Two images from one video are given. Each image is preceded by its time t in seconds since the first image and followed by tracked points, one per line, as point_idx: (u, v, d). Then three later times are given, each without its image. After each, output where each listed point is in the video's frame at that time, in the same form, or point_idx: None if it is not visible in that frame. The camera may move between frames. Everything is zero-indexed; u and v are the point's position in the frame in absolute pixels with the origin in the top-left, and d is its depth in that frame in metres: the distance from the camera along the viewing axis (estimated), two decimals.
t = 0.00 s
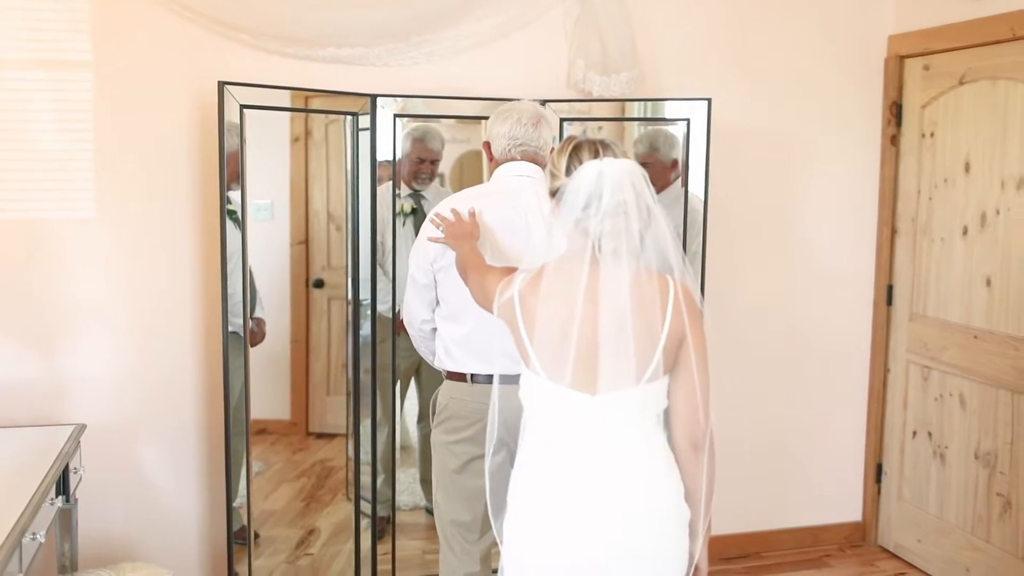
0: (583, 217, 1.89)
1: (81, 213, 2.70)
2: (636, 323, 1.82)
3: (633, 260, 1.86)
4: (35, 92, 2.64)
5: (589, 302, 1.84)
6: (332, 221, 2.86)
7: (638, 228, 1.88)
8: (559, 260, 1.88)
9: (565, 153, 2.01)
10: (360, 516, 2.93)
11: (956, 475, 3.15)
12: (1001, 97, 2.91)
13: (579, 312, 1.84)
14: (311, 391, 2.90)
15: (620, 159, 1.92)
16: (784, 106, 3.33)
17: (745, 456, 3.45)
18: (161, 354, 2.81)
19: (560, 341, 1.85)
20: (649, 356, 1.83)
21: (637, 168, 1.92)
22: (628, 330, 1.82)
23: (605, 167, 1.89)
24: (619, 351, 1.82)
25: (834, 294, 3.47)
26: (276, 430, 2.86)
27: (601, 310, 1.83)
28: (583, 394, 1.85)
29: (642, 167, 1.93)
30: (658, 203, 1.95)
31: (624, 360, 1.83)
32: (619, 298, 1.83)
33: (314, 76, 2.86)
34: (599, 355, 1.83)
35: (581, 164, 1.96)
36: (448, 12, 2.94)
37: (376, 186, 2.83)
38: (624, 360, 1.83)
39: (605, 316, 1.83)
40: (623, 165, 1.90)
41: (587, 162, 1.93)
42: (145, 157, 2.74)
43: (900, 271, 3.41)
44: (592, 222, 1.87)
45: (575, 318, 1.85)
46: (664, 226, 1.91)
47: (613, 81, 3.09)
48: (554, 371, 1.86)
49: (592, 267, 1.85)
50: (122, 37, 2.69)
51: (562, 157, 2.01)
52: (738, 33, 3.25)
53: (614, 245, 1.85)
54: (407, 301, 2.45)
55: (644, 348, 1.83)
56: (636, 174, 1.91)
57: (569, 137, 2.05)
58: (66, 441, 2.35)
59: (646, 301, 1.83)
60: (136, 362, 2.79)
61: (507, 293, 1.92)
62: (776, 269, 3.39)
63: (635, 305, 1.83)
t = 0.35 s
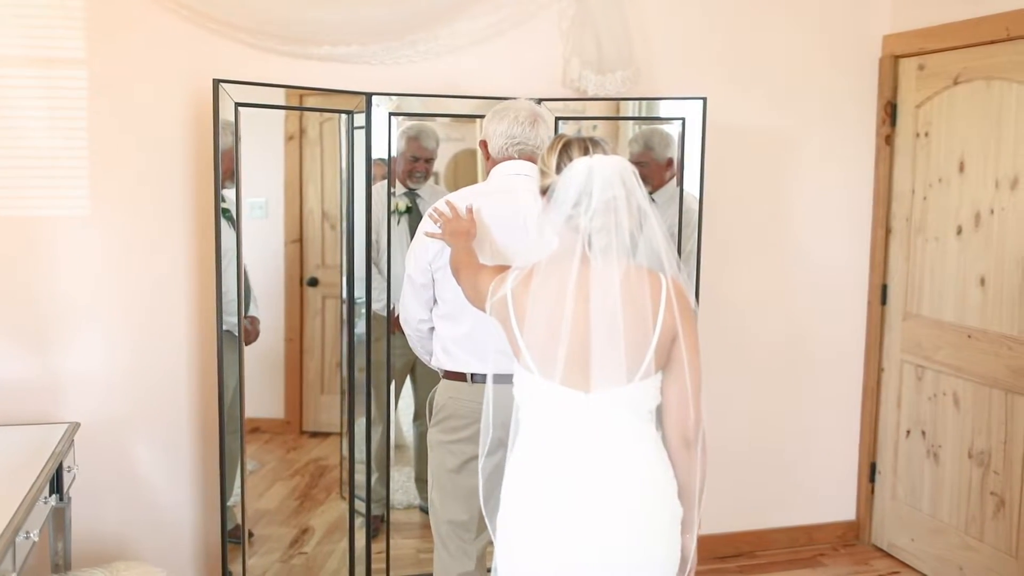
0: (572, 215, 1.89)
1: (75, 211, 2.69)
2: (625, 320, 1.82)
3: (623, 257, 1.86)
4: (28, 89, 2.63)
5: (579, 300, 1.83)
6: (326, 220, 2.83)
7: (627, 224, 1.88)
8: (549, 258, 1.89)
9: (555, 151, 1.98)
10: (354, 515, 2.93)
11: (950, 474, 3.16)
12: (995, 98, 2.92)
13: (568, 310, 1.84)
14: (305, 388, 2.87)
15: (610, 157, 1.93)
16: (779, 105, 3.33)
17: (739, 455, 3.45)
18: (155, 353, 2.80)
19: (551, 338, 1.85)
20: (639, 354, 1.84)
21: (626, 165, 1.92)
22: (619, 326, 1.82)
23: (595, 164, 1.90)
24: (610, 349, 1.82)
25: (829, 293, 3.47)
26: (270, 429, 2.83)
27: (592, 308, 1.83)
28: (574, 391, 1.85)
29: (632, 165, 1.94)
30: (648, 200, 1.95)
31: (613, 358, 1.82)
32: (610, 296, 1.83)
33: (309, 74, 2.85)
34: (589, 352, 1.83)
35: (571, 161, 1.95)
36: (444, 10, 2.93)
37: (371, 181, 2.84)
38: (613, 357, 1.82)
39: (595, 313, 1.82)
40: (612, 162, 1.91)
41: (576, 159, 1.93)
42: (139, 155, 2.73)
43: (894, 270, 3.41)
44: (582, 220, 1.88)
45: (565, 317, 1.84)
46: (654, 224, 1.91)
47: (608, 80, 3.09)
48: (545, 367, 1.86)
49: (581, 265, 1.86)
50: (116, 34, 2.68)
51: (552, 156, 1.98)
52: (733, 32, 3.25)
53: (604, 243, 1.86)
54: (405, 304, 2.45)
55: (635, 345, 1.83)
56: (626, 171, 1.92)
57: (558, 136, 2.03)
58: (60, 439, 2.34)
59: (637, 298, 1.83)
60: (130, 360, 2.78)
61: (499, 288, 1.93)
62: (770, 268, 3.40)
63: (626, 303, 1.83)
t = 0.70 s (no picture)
0: (562, 217, 1.87)
1: (69, 210, 2.69)
2: (620, 322, 1.83)
3: (615, 258, 1.86)
4: (22, 88, 2.62)
5: (574, 305, 1.84)
6: (320, 221, 2.83)
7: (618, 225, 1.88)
8: (540, 262, 1.89)
9: (544, 154, 1.92)
10: (348, 515, 2.95)
11: (943, 475, 3.17)
12: (989, 100, 2.93)
13: (562, 312, 1.85)
14: (298, 390, 2.86)
15: (600, 157, 1.91)
16: (773, 107, 3.34)
17: (733, 456, 3.46)
18: (149, 353, 2.79)
19: (545, 342, 1.85)
20: (636, 356, 1.84)
21: (615, 165, 1.91)
22: (613, 329, 1.82)
23: (584, 165, 1.88)
24: (605, 351, 1.82)
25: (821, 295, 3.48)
26: (263, 429, 2.82)
27: (587, 311, 1.83)
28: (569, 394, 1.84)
29: (620, 164, 1.93)
30: (636, 199, 1.95)
31: (610, 361, 1.82)
32: (606, 298, 1.83)
33: (304, 74, 2.85)
34: (583, 355, 1.83)
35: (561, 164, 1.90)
36: (439, 10, 2.93)
37: (366, 187, 2.83)
38: (609, 358, 1.82)
39: (589, 316, 1.83)
40: (602, 163, 1.89)
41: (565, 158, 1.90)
42: (134, 155, 2.72)
43: (888, 271, 3.42)
44: (572, 222, 1.87)
45: (559, 320, 1.84)
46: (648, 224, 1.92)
47: (603, 82, 3.09)
48: (538, 370, 1.85)
49: (573, 267, 1.86)
50: (110, 34, 2.67)
51: (541, 158, 1.93)
52: (727, 34, 3.25)
53: (594, 245, 1.86)
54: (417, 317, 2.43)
55: (630, 347, 1.83)
56: (615, 172, 1.91)
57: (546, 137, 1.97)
58: (53, 439, 2.33)
59: (631, 300, 1.84)
60: (124, 360, 2.77)
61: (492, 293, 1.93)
62: (764, 269, 3.40)
63: (620, 305, 1.84)
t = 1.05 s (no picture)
0: (563, 219, 1.86)
1: (64, 210, 2.68)
2: (625, 326, 1.83)
3: (616, 259, 1.86)
4: (17, 87, 2.62)
5: (580, 311, 1.83)
6: (315, 222, 2.82)
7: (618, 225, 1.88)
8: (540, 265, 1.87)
9: (541, 154, 1.91)
10: (343, 516, 2.95)
11: (936, 477, 3.18)
12: (983, 103, 2.94)
13: (560, 315, 1.84)
14: (293, 395, 2.86)
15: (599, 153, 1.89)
16: (769, 109, 3.34)
17: (727, 457, 3.46)
18: (144, 354, 2.79)
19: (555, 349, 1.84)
20: (643, 364, 1.83)
21: (615, 162, 1.90)
22: (617, 334, 1.82)
23: (582, 163, 1.86)
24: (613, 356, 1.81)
25: (816, 297, 3.48)
26: (257, 430, 2.82)
27: (593, 316, 1.83)
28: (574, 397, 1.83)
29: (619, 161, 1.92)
30: (635, 196, 1.95)
31: (620, 367, 1.82)
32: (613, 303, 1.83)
33: (300, 74, 2.85)
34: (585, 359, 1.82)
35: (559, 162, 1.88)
36: (434, 11, 2.94)
37: (361, 189, 2.84)
38: (618, 365, 1.82)
39: (594, 321, 1.83)
40: (601, 161, 1.87)
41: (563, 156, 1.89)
42: (129, 155, 2.72)
43: (883, 273, 3.43)
44: (571, 223, 1.86)
45: (565, 326, 1.84)
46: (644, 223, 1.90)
47: (599, 83, 3.10)
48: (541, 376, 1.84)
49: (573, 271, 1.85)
50: (106, 34, 2.67)
51: (538, 159, 1.91)
52: (723, 36, 3.26)
53: (595, 246, 1.85)
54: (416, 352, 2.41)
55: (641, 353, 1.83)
56: (615, 169, 1.89)
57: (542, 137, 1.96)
58: (47, 439, 2.33)
59: (640, 308, 1.84)
60: (118, 361, 2.77)
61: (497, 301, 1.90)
62: (759, 271, 3.41)
63: (627, 311, 1.83)
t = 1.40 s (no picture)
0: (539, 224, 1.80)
1: (63, 210, 2.68)
2: (611, 329, 1.70)
3: (596, 259, 1.76)
4: (16, 87, 2.62)
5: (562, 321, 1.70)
6: (313, 223, 2.83)
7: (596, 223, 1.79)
8: (517, 278, 1.77)
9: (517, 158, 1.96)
10: (340, 517, 2.94)
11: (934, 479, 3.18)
12: (981, 105, 2.94)
13: (545, 325, 1.70)
14: (291, 393, 2.87)
15: (572, 152, 1.84)
16: (767, 111, 3.35)
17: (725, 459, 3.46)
18: (142, 354, 2.79)
19: (543, 364, 1.70)
20: (637, 368, 1.71)
21: (590, 160, 1.84)
22: (602, 341, 1.70)
23: (554, 163, 1.81)
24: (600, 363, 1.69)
25: (813, 298, 3.49)
26: (256, 430, 2.82)
27: (578, 323, 1.71)
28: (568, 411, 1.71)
29: (597, 158, 1.86)
30: (616, 193, 1.87)
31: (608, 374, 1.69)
32: (596, 306, 1.72)
33: (299, 75, 2.85)
34: (570, 370, 1.69)
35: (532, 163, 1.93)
36: (433, 12, 2.94)
37: (359, 187, 2.83)
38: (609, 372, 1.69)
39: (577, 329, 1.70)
40: (575, 160, 1.82)
41: (536, 161, 1.84)
42: (128, 155, 2.72)
43: (880, 275, 3.43)
44: (546, 225, 1.79)
45: (548, 336, 1.70)
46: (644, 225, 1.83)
47: (598, 84, 3.10)
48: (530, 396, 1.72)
49: (549, 277, 1.75)
50: (104, 33, 2.67)
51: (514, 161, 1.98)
52: (721, 37, 3.26)
53: (573, 247, 1.77)
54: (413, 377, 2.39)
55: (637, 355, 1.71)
56: (590, 166, 1.83)
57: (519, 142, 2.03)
58: (46, 440, 2.33)
59: (630, 308, 1.72)
60: (117, 361, 2.77)
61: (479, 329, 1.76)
62: (757, 273, 3.41)
63: (614, 312, 1.71)
